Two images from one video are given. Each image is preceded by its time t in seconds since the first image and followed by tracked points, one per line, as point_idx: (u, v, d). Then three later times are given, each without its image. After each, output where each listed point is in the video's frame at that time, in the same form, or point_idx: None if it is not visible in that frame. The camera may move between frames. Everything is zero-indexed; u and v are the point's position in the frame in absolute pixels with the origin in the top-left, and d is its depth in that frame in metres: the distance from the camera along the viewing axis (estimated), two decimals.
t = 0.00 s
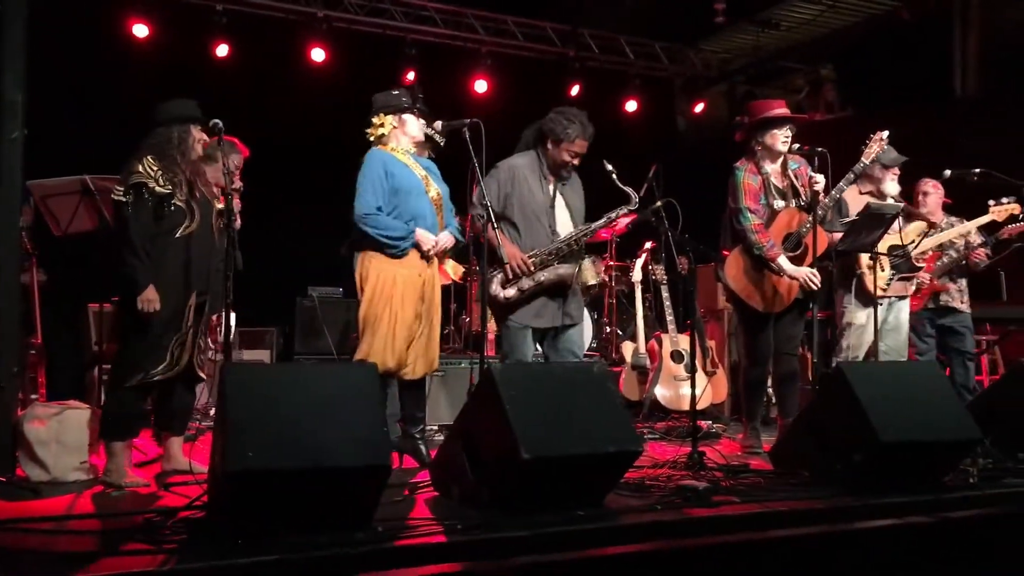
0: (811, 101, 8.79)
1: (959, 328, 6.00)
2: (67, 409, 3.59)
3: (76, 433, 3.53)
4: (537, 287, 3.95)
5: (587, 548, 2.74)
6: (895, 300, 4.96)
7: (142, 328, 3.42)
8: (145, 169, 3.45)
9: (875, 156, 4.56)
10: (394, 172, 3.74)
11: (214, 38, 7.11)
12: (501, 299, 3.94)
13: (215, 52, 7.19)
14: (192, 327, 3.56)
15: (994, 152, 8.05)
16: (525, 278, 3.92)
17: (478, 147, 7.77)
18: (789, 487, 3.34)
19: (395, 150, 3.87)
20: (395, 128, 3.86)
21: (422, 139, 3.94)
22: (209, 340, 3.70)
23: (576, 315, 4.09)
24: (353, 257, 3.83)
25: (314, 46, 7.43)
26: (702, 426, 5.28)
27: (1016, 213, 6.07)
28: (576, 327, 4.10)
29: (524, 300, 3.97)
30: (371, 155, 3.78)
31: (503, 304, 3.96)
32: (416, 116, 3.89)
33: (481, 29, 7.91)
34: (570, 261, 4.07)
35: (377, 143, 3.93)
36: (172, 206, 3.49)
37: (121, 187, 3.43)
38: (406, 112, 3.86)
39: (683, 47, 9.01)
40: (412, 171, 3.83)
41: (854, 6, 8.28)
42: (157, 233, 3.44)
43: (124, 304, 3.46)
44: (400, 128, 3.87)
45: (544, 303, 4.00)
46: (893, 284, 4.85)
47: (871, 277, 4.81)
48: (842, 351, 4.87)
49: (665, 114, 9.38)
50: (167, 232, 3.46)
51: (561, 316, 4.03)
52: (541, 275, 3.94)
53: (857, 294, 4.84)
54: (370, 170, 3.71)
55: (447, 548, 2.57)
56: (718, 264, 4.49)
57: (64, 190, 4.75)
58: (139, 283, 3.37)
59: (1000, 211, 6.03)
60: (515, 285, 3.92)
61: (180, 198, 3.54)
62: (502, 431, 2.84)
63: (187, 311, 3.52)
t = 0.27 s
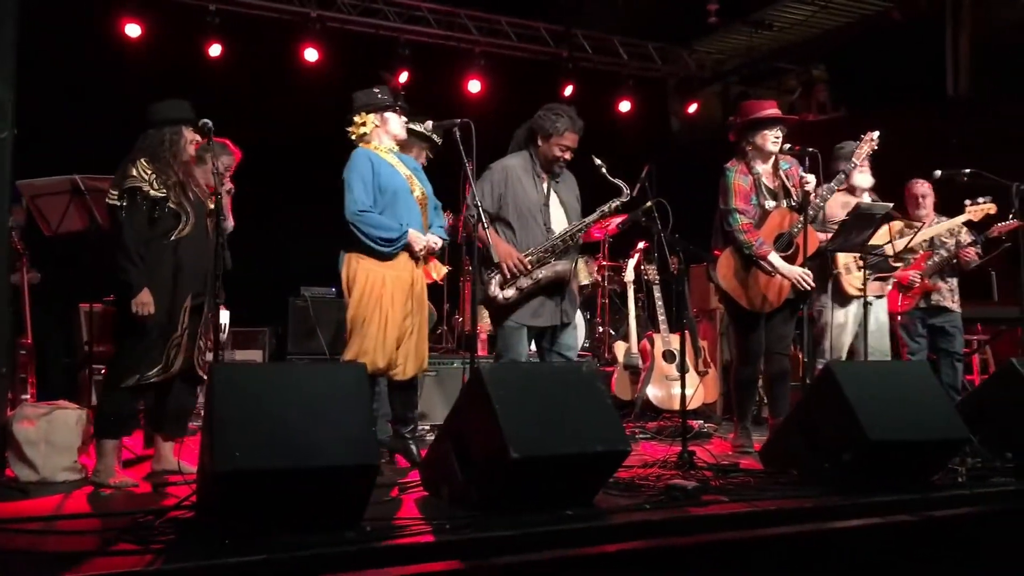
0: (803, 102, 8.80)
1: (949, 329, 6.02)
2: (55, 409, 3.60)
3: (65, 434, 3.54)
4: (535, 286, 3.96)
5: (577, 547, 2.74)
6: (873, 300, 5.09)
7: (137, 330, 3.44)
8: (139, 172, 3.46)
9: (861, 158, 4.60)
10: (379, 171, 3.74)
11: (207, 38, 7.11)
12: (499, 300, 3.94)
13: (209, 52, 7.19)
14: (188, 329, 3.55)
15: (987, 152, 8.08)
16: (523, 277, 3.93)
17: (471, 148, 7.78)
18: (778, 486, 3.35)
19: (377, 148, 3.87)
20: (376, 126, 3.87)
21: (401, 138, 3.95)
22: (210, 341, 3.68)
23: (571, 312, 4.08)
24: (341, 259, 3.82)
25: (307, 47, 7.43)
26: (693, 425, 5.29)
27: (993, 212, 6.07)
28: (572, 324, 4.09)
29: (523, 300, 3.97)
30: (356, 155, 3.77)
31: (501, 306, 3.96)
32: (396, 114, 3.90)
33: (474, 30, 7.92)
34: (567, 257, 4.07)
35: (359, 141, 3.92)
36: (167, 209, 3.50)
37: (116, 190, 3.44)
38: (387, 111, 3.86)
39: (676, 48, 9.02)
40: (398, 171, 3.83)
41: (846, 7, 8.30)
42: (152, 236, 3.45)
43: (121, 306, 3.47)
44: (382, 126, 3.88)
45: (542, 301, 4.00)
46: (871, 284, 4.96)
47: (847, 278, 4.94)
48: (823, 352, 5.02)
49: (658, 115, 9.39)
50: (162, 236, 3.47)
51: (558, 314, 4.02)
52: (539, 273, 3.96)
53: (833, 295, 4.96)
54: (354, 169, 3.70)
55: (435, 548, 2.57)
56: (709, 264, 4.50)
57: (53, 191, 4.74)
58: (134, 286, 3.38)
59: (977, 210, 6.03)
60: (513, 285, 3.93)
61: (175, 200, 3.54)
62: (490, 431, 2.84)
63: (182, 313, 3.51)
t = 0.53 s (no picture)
0: (795, 103, 8.80)
1: (941, 330, 6.03)
2: (44, 411, 3.62)
3: (53, 435, 3.55)
4: (542, 285, 3.98)
5: (567, 548, 2.75)
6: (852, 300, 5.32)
7: (135, 336, 3.45)
8: (137, 179, 3.48)
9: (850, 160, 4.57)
10: (368, 171, 3.74)
11: (199, 38, 7.10)
12: (505, 302, 3.92)
13: (200, 52, 7.18)
14: (187, 332, 3.53)
15: (979, 154, 8.13)
16: (529, 277, 3.93)
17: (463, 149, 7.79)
18: (768, 487, 3.36)
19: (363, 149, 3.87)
20: (363, 128, 3.86)
21: (389, 142, 3.95)
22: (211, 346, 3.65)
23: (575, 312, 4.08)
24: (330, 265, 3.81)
25: (299, 47, 7.42)
26: (684, 426, 5.31)
27: (978, 212, 6.06)
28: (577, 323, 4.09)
29: (530, 298, 3.98)
30: (344, 153, 3.76)
31: (506, 307, 3.94)
32: (386, 119, 3.90)
33: (467, 31, 7.93)
34: (571, 254, 4.11)
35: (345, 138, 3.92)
36: (166, 215, 3.53)
37: (114, 198, 3.47)
38: (378, 115, 3.86)
39: (669, 49, 9.04)
40: (387, 171, 3.84)
41: (838, 8, 8.32)
42: (151, 244, 3.48)
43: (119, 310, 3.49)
44: (368, 130, 3.87)
45: (554, 298, 4.02)
46: (846, 287, 5.11)
47: (821, 280, 5.09)
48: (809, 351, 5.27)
49: (651, 116, 9.41)
50: (159, 243, 3.50)
51: (563, 312, 4.03)
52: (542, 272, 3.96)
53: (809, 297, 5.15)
54: (344, 167, 3.68)
55: (425, 549, 2.58)
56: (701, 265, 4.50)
57: (44, 192, 4.72)
58: (134, 294, 3.39)
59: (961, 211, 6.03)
60: (519, 285, 3.92)
61: (174, 207, 3.55)
62: (481, 433, 2.83)
63: (181, 318, 3.50)
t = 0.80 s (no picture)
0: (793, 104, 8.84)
1: (937, 330, 6.03)
2: (40, 412, 3.62)
3: (50, 435, 3.54)
4: (545, 284, 3.95)
5: (563, 547, 2.75)
6: (842, 301, 5.39)
7: (132, 336, 3.46)
8: (138, 181, 3.46)
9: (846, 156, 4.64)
10: (366, 170, 3.73)
11: (196, 38, 7.11)
12: (510, 301, 3.94)
13: (197, 52, 7.19)
14: (187, 332, 3.55)
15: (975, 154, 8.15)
16: (533, 276, 3.92)
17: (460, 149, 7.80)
18: (764, 487, 3.37)
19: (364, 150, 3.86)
20: (362, 131, 3.86)
21: (388, 144, 3.95)
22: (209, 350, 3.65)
23: (582, 312, 4.05)
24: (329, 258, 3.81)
25: (296, 47, 7.43)
26: (681, 426, 5.32)
27: (977, 216, 6.07)
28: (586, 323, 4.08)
29: (534, 298, 3.97)
30: (343, 152, 3.76)
31: (511, 306, 3.96)
32: (386, 122, 3.90)
33: (463, 31, 7.93)
34: (576, 250, 4.09)
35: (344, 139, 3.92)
36: (165, 217, 3.52)
37: (115, 199, 3.45)
38: (378, 117, 3.86)
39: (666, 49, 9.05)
40: (385, 170, 3.83)
41: (834, 9, 8.34)
42: (149, 246, 3.47)
43: (120, 311, 3.48)
44: (367, 132, 3.87)
45: (557, 297, 4.00)
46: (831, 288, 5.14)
47: (807, 279, 5.11)
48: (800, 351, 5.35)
49: (648, 116, 9.43)
50: (158, 245, 3.49)
51: (568, 311, 4.01)
52: (547, 271, 3.94)
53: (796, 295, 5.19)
54: (343, 167, 3.68)
55: (421, 549, 2.58)
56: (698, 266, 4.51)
57: (40, 192, 4.72)
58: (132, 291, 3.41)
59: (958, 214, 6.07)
60: (524, 285, 3.93)
61: (173, 209, 3.55)
62: (479, 434, 2.83)
63: (181, 319, 3.51)
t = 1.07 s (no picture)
0: (792, 104, 8.91)
1: (936, 330, 6.02)
2: (39, 412, 3.62)
3: (49, 436, 3.55)
4: (544, 280, 3.89)
5: (562, 548, 2.75)
6: (838, 302, 5.41)
7: (128, 335, 3.45)
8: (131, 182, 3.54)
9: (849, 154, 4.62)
10: (369, 165, 3.74)
11: (195, 38, 7.11)
12: (510, 297, 3.93)
13: (197, 52, 7.19)
14: (187, 333, 3.53)
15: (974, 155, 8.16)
16: (531, 272, 3.89)
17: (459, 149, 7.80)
18: (763, 486, 3.37)
19: (377, 148, 3.89)
20: (367, 131, 3.87)
21: (394, 144, 3.95)
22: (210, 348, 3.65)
23: (584, 311, 4.01)
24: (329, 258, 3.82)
25: (295, 47, 7.43)
26: (681, 426, 5.32)
27: (976, 217, 6.12)
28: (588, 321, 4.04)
29: (533, 295, 3.93)
30: (349, 146, 3.78)
31: (511, 303, 3.94)
32: (391, 122, 3.90)
33: (463, 31, 7.94)
34: (576, 245, 4.05)
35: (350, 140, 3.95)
36: (158, 218, 3.52)
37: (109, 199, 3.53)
38: (383, 118, 3.87)
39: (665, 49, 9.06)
40: (390, 168, 3.84)
41: (833, 9, 8.34)
42: (140, 247, 3.49)
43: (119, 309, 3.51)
44: (372, 132, 3.88)
45: (554, 295, 3.95)
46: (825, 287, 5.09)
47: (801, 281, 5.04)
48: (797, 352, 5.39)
49: (647, 116, 9.42)
50: (150, 246, 3.50)
51: (570, 309, 3.96)
52: (546, 268, 3.90)
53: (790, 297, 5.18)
54: (347, 160, 3.72)
55: (420, 549, 2.58)
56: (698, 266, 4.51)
57: (40, 192, 4.72)
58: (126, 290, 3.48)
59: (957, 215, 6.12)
60: (523, 282, 3.91)
61: (169, 209, 3.54)
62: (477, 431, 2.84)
63: (178, 319, 3.49)
